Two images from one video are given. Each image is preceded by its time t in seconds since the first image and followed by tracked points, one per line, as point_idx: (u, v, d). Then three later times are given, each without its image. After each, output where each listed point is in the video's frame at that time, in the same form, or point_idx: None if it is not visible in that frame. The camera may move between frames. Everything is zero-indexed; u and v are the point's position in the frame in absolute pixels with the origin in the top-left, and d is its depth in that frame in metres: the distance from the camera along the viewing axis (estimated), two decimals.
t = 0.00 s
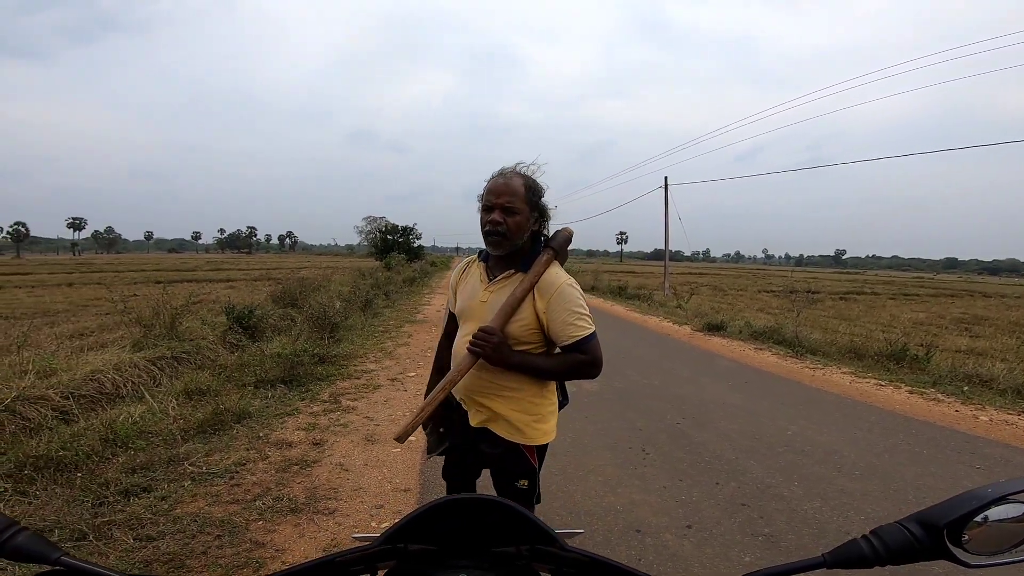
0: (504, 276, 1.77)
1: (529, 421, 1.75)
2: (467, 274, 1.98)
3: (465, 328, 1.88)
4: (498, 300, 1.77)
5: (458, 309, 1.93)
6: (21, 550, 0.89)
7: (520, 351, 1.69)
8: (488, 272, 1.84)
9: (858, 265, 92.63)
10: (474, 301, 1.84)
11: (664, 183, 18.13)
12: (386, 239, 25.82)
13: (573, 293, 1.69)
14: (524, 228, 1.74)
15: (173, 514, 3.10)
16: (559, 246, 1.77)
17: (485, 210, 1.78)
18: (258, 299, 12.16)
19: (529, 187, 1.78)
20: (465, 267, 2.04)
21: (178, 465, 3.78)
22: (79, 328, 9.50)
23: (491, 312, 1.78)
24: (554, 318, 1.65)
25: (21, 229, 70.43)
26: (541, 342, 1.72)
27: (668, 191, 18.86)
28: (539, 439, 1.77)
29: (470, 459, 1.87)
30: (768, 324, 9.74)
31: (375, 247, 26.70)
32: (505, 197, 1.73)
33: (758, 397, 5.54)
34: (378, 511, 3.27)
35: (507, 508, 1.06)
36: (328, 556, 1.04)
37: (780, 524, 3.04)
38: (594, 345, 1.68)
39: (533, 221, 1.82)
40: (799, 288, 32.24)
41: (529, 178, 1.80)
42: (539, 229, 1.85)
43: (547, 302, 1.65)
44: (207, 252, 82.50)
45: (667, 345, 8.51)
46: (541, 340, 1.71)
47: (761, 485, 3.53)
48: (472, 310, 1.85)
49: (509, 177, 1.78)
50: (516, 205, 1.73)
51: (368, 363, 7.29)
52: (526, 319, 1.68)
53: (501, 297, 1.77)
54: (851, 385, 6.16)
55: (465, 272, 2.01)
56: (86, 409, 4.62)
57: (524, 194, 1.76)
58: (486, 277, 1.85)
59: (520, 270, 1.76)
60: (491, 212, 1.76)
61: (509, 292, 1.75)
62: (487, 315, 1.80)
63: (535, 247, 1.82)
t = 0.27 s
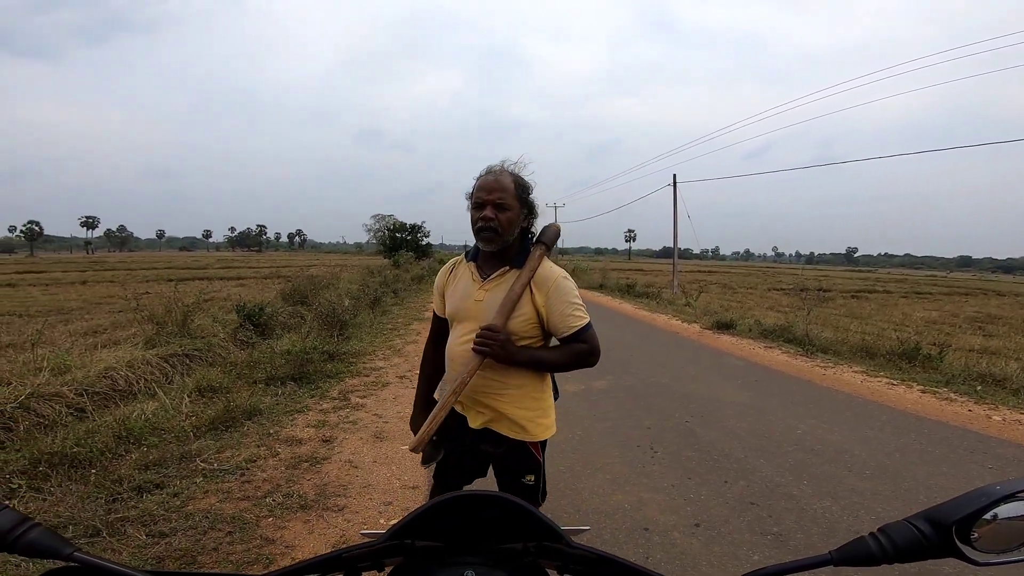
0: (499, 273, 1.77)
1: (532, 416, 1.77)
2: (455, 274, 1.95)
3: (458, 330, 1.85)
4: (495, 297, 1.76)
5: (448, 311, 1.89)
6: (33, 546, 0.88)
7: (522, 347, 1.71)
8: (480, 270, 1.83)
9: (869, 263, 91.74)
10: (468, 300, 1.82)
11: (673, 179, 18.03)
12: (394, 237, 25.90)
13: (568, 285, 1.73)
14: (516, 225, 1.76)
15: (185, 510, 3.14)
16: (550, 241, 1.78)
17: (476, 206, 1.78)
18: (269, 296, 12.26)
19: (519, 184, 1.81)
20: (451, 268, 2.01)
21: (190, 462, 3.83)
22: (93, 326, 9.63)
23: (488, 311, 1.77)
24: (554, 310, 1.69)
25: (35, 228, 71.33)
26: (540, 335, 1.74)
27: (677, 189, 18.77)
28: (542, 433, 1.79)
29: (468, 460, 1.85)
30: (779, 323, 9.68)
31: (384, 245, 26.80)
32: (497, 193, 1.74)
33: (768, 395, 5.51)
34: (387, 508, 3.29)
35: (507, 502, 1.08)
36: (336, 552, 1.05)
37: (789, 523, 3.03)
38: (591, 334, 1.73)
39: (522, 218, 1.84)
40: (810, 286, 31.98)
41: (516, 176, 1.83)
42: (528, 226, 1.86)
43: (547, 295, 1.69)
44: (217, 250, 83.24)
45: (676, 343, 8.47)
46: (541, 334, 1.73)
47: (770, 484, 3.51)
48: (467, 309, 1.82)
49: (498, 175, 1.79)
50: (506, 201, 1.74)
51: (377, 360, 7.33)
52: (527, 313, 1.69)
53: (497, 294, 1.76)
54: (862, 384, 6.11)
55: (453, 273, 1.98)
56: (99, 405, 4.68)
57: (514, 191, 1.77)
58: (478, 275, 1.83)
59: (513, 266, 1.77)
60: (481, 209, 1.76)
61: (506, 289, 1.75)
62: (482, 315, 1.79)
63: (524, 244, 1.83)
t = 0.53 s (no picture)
0: (477, 266, 1.80)
1: (510, 409, 1.78)
2: (432, 271, 1.96)
3: (435, 325, 1.85)
4: (473, 291, 1.78)
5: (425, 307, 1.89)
6: (52, 542, 0.89)
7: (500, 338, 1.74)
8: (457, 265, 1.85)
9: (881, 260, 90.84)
10: (445, 295, 1.83)
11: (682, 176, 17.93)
12: (403, 235, 25.98)
13: (545, 279, 1.78)
14: (499, 219, 1.82)
15: (197, 507, 3.18)
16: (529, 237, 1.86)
17: (460, 201, 1.82)
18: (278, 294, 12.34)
19: (500, 182, 1.88)
20: (426, 266, 2.01)
21: (202, 459, 3.87)
22: (106, 323, 9.74)
23: (466, 304, 1.78)
24: (531, 301, 1.73)
25: (49, 226, 72.25)
26: (517, 328, 1.77)
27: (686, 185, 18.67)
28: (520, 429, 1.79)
29: (456, 457, 1.87)
30: (789, 321, 9.62)
31: (393, 243, 26.89)
32: (483, 189, 1.80)
33: (778, 394, 5.49)
34: (396, 505, 3.31)
35: (510, 497, 1.07)
36: (348, 549, 1.06)
37: (800, 522, 3.01)
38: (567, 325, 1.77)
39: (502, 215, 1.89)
40: (821, 283, 31.72)
41: (498, 175, 1.89)
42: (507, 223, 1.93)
43: (525, 287, 1.73)
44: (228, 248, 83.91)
45: (685, 341, 8.43)
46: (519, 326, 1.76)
47: (781, 483, 3.50)
48: (443, 304, 1.82)
49: (482, 172, 1.85)
50: (491, 196, 1.80)
51: (386, 358, 7.37)
52: (505, 305, 1.72)
53: (475, 287, 1.78)
54: (874, 382, 6.06)
55: (429, 270, 1.99)
56: (113, 402, 4.74)
57: (498, 188, 1.85)
58: (456, 270, 1.85)
59: (493, 260, 1.81)
60: (464, 203, 1.81)
61: (484, 282, 1.77)
62: (460, 308, 1.80)
63: (503, 239, 1.89)
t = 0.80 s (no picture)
0: (445, 262, 1.86)
1: (483, 407, 1.83)
2: (405, 269, 2.03)
3: (408, 322, 1.91)
4: (440, 286, 1.83)
5: (399, 304, 1.96)
6: (65, 539, 0.90)
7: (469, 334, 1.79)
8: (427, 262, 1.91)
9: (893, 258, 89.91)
10: (416, 292, 1.89)
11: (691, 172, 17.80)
12: (411, 233, 26.02)
13: (511, 271, 1.82)
14: (468, 216, 1.87)
15: (208, 503, 3.21)
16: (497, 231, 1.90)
17: (430, 198, 1.86)
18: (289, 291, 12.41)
19: (469, 179, 1.92)
20: (401, 264, 2.08)
21: (213, 455, 3.90)
22: (118, 320, 9.84)
23: (434, 300, 1.84)
24: (497, 295, 1.77)
25: (63, 224, 73.14)
26: (485, 322, 1.82)
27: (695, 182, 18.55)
28: (493, 424, 1.85)
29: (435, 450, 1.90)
30: (799, 319, 9.54)
31: (402, 240, 26.95)
32: (452, 186, 1.84)
33: (788, 392, 5.45)
34: (404, 501, 3.32)
35: (515, 492, 1.06)
36: (356, 545, 1.08)
37: (809, 521, 3.00)
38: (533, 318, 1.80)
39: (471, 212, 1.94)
40: (832, 281, 31.44)
41: (467, 172, 1.94)
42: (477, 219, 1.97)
43: (488, 280, 1.77)
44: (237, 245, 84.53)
45: (695, 339, 8.38)
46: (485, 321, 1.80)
47: (790, 482, 3.48)
48: (414, 301, 1.89)
49: (451, 170, 1.90)
50: (459, 193, 1.84)
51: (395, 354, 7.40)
52: (471, 300, 1.77)
53: (443, 283, 1.84)
54: (886, 381, 6.01)
55: (404, 268, 2.05)
56: (125, 399, 4.79)
57: (467, 185, 1.88)
58: (426, 266, 1.91)
59: (461, 255, 1.86)
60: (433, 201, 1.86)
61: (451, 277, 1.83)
62: (430, 304, 1.86)
63: (473, 235, 1.94)
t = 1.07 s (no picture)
0: (420, 260, 1.87)
1: (464, 400, 1.85)
2: (379, 269, 2.03)
3: (387, 321, 1.91)
4: (416, 283, 1.84)
5: (376, 304, 1.96)
6: (62, 532, 0.90)
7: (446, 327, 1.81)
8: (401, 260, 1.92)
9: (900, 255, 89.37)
10: (391, 291, 1.89)
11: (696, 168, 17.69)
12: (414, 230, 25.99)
13: (487, 265, 1.84)
14: (440, 215, 1.89)
15: (212, 499, 3.22)
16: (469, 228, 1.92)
17: (401, 197, 1.87)
18: (294, 288, 12.44)
19: (440, 178, 1.94)
20: (374, 265, 2.09)
21: (217, 451, 3.92)
22: (125, 317, 9.91)
23: (411, 297, 1.85)
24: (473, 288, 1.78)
25: (70, 221, 73.54)
26: (463, 317, 1.83)
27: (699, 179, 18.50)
28: (478, 418, 1.87)
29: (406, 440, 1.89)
30: (805, 316, 9.50)
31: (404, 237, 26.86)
32: (423, 186, 1.86)
33: (793, 390, 5.43)
34: (406, 498, 3.33)
35: (512, 486, 1.06)
36: (355, 539, 1.08)
37: (812, 519, 2.98)
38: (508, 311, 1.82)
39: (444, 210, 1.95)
40: (838, 278, 31.27)
41: (438, 171, 1.96)
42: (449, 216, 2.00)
43: (464, 274, 1.79)
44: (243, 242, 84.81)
45: (699, 336, 8.35)
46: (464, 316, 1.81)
47: (794, 480, 3.46)
48: (391, 300, 1.89)
49: (422, 169, 1.91)
50: (431, 192, 1.86)
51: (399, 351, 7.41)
52: (448, 295, 1.78)
53: (419, 280, 1.85)
54: (891, 379, 5.97)
55: (377, 269, 2.06)
56: (131, 395, 4.82)
57: (438, 184, 1.90)
58: (400, 265, 1.92)
59: (434, 252, 1.88)
60: (406, 200, 1.86)
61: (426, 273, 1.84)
62: (407, 302, 1.86)
63: (445, 232, 1.96)
